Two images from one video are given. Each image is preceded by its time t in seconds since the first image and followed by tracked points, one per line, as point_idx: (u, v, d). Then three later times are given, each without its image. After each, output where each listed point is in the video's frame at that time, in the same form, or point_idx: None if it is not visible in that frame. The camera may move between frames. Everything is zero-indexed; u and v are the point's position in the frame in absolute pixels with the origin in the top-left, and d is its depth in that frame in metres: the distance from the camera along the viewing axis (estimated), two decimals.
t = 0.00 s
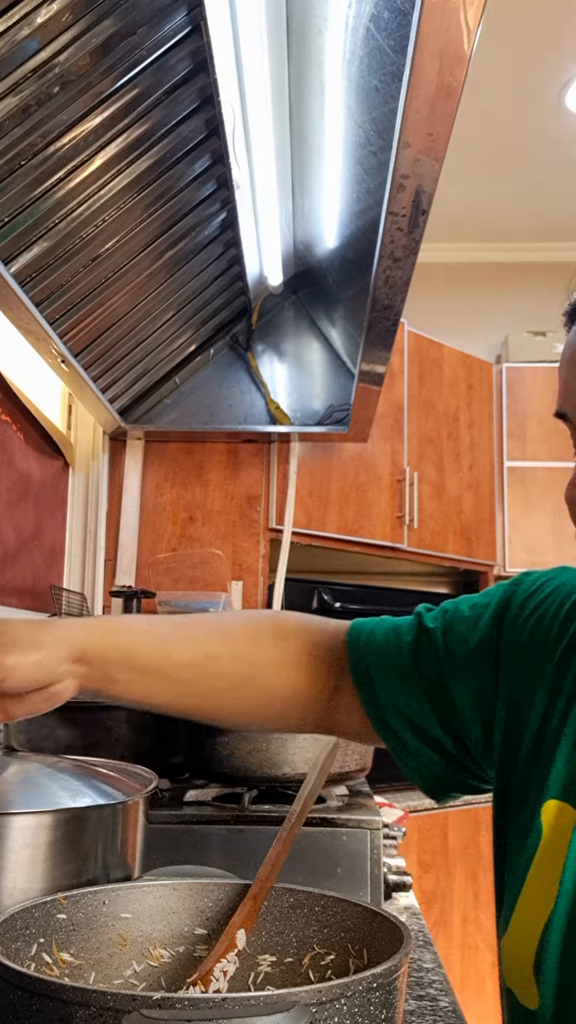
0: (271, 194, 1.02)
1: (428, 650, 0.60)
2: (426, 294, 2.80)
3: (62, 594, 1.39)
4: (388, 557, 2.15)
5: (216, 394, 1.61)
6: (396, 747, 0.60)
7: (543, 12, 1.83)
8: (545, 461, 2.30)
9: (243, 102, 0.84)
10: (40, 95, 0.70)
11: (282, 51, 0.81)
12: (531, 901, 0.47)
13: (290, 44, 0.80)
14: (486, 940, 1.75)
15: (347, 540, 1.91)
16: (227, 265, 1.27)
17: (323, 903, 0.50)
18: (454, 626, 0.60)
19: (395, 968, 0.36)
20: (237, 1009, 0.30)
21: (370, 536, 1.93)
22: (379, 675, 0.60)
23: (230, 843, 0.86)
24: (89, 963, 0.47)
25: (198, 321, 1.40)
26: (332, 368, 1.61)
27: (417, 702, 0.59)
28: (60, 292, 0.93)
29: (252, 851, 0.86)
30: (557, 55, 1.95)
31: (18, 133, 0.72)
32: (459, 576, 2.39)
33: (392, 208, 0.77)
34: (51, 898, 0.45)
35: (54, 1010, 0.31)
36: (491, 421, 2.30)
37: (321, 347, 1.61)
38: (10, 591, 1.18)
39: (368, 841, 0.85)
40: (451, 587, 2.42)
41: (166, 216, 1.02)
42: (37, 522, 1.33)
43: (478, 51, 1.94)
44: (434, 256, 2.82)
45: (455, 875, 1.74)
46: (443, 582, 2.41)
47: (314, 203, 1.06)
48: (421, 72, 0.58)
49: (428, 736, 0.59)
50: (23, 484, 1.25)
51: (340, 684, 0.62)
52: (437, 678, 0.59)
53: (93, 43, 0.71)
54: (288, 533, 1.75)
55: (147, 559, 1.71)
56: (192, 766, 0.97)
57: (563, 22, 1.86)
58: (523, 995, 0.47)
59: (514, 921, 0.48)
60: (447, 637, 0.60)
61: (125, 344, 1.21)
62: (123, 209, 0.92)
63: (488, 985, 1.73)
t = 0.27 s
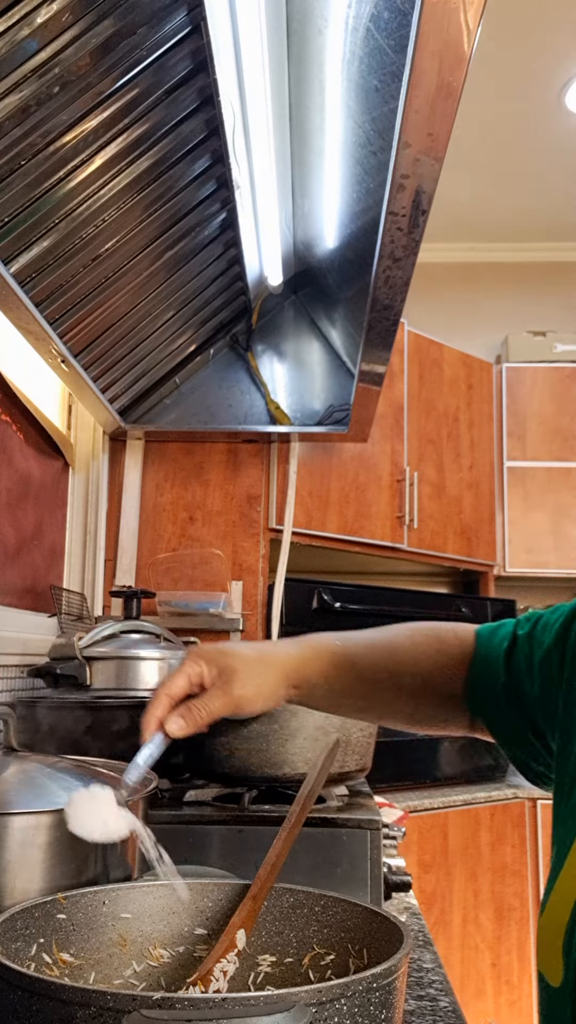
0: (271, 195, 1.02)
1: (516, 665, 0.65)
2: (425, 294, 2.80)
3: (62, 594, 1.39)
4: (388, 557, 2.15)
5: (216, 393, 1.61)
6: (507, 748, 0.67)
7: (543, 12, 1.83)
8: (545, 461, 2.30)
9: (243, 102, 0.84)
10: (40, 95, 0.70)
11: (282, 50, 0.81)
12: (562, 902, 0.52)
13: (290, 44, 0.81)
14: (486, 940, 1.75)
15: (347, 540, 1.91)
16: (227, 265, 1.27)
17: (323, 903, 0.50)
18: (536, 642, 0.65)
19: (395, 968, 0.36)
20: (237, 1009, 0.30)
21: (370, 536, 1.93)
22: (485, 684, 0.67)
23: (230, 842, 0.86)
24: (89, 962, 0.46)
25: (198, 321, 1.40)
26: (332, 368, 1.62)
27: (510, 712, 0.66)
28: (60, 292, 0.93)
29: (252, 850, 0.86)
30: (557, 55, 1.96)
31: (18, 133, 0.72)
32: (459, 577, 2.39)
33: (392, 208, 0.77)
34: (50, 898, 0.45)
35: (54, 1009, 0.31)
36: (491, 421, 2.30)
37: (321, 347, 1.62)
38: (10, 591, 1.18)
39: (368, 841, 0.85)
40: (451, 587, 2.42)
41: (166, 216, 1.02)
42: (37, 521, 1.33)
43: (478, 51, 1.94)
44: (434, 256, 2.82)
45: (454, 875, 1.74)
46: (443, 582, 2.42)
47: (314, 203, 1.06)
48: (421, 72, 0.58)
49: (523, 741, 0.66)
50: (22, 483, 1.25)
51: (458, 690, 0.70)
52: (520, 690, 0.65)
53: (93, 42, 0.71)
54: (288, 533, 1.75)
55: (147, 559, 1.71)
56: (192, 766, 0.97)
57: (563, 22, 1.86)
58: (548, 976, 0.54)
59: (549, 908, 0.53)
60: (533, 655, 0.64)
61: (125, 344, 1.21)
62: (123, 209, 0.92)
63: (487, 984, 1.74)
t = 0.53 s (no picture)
0: (271, 195, 1.02)
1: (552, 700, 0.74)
2: (425, 294, 2.80)
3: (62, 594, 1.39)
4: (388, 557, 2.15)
5: (216, 393, 1.61)
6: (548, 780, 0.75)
7: (543, 12, 1.83)
8: (545, 461, 2.30)
9: (243, 102, 0.84)
10: (40, 95, 0.70)
11: (282, 51, 0.81)
12: None
13: (290, 44, 0.81)
14: (486, 940, 1.75)
15: (347, 540, 1.91)
16: (227, 265, 1.27)
17: (323, 903, 0.50)
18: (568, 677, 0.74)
19: (395, 969, 0.36)
20: (237, 1010, 0.30)
21: (371, 536, 1.93)
22: (524, 718, 0.76)
23: (230, 842, 0.86)
24: (89, 962, 0.46)
25: (198, 321, 1.40)
26: (332, 368, 1.62)
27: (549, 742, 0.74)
28: (60, 293, 0.93)
29: (251, 850, 0.86)
30: (557, 55, 1.96)
31: (18, 133, 0.72)
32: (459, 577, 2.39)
33: (392, 208, 0.77)
34: (51, 898, 0.46)
35: (54, 1010, 0.31)
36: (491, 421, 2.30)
37: (321, 348, 1.62)
38: (10, 591, 1.18)
39: (368, 841, 0.85)
40: (451, 588, 2.42)
41: (166, 216, 1.02)
42: (37, 521, 1.33)
43: (479, 51, 1.94)
44: (434, 256, 2.82)
45: (455, 875, 1.74)
46: (443, 582, 2.41)
47: (314, 203, 1.06)
48: (421, 72, 0.58)
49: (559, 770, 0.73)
50: (23, 484, 1.25)
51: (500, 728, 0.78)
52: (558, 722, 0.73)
53: (93, 43, 0.71)
54: (288, 533, 1.75)
55: (147, 558, 1.71)
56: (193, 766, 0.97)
57: (563, 22, 1.86)
58: None
59: None
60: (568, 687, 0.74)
61: (125, 344, 1.21)
62: (123, 209, 0.92)
63: (488, 985, 1.74)
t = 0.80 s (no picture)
0: (271, 195, 1.02)
1: None
2: (425, 294, 2.80)
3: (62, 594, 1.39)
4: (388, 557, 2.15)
5: (216, 394, 1.61)
6: None
7: (543, 12, 1.83)
8: (545, 461, 2.30)
9: (244, 102, 0.84)
10: (40, 95, 0.70)
11: (282, 51, 0.81)
12: None
13: (290, 44, 0.81)
14: (486, 940, 1.75)
15: (347, 540, 1.91)
16: (227, 265, 1.27)
17: (323, 904, 0.50)
18: None
19: (395, 969, 0.36)
20: (237, 1010, 0.30)
21: (371, 537, 1.93)
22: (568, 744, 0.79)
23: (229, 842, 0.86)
24: (89, 962, 0.46)
25: (198, 321, 1.40)
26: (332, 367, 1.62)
27: None
28: (60, 293, 0.93)
29: (252, 850, 0.86)
30: (557, 55, 1.95)
31: (18, 133, 0.72)
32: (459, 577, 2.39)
33: (392, 208, 0.77)
34: (50, 899, 0.46)
35: (54, 1010, 0.31)
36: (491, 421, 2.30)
37: (322, 348, 1.61)
38: (10, 591, 1.18)
39: (368, 841, 0.85)
40: (451, 588, 2.42)
41: (166, 216, 1.02)
42: (37, 522, 1.33)
43: (478, 51, 1.94)
44: (434, 257, 2.82)
45: (455, 876, 1.74)
46: (443, 582, 2.41)
47: (314, 203, 1.06)
48: (421, 72, 0.58)
49: None
50: (23, 484, 1.25)
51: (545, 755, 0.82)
52: None
53: (93, 42, 0.71)
54: (288, 533, 1.74)
55: (146, 558, 1.71)
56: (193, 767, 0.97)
57: (563, 22, 1.86)
58: None
59: None
60: None
61: (125, 343, 1.21)
62: (124, 209, 0.92)
63: (488, 985, 1.74)
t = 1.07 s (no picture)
0: (271, 195, 1.02)
1: None
2: (425, 294, 2.80)
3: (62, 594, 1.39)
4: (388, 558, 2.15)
5: (216, 394, 1.61)
6: None
7: (543, 12, 1.83)
8: (545, 461, 2.30)
9: (243, 102, 0.84)
10: (39, 96, 0.70)
11: (282, 52, 0.81)
12: None
13: (290, 44, 0.81)
14: (486, 940, 1.75)
15: (347, 540, 1.91)
16: (227, 265, 1.27)
17: (322, 903, 0.50)
18: None
19: (395, 969, 0.36)
20: (237, 1009, 0.30)
21: (370, 537, 1.93)
22: None
23: (230, 843, 0.86)
24: (88, 962, 0.46)
25: (198, 320, 1.40)
26: (332, 368, 1.62)
27: None
28: (60, 293, 0.93)
29: (251, 851, 0.86)
30: (556, 55, 1.95)
31: (18, 133, 0.72)
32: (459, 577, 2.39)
33: (392, 208, 0.77)
34: (50, 899, 0.46)
35: (54, 1010, 0.31)
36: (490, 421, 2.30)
37: (321, 347, 1.61)
38: (10, 591, 1.18)
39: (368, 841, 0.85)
40: (451, 588, 2.42)
41: (166, 217, 1.02)
42: (37, 522, 1.33)
43: (478, 51, 1.94)
44: (434, 257, 2.82)
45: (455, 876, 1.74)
46: (442, 582, 2.41)
47: (314, 203, 1.06)
48: (421, 72, 0.58)
49: None
50: (22, 484, 1.25)
51: None
52: None
53: (93, 43, 0.71)
54: (288, 532, 1.74)
55: (146, 558, 1.71)
56: (193, 767, 0.97)
57: (562, 22, 1.86)
58: None
59: None
60: None
61: (125, 344, 1.21)
62: (123, 209, 0.92)
63: (488, 985, 1.74)
